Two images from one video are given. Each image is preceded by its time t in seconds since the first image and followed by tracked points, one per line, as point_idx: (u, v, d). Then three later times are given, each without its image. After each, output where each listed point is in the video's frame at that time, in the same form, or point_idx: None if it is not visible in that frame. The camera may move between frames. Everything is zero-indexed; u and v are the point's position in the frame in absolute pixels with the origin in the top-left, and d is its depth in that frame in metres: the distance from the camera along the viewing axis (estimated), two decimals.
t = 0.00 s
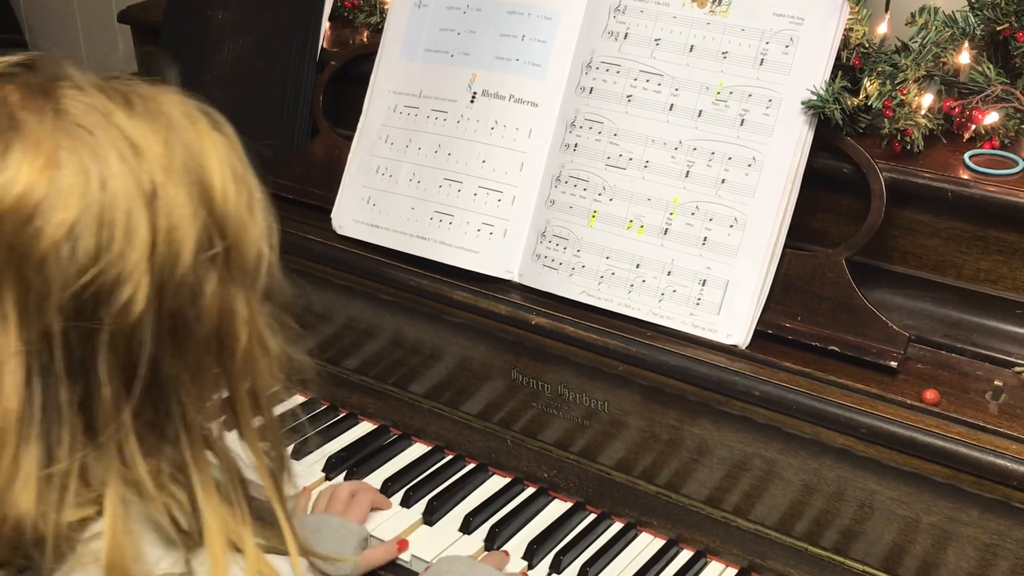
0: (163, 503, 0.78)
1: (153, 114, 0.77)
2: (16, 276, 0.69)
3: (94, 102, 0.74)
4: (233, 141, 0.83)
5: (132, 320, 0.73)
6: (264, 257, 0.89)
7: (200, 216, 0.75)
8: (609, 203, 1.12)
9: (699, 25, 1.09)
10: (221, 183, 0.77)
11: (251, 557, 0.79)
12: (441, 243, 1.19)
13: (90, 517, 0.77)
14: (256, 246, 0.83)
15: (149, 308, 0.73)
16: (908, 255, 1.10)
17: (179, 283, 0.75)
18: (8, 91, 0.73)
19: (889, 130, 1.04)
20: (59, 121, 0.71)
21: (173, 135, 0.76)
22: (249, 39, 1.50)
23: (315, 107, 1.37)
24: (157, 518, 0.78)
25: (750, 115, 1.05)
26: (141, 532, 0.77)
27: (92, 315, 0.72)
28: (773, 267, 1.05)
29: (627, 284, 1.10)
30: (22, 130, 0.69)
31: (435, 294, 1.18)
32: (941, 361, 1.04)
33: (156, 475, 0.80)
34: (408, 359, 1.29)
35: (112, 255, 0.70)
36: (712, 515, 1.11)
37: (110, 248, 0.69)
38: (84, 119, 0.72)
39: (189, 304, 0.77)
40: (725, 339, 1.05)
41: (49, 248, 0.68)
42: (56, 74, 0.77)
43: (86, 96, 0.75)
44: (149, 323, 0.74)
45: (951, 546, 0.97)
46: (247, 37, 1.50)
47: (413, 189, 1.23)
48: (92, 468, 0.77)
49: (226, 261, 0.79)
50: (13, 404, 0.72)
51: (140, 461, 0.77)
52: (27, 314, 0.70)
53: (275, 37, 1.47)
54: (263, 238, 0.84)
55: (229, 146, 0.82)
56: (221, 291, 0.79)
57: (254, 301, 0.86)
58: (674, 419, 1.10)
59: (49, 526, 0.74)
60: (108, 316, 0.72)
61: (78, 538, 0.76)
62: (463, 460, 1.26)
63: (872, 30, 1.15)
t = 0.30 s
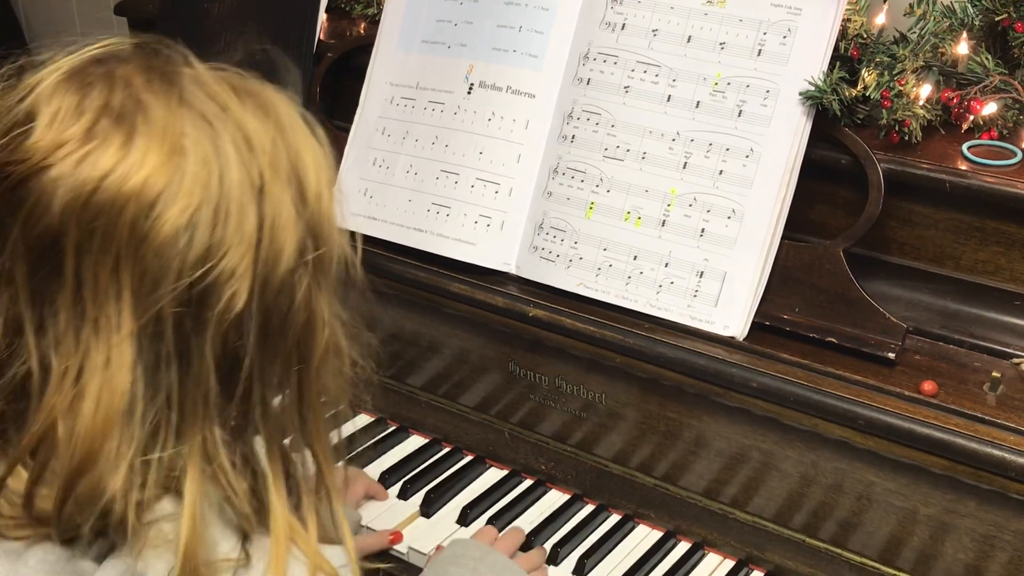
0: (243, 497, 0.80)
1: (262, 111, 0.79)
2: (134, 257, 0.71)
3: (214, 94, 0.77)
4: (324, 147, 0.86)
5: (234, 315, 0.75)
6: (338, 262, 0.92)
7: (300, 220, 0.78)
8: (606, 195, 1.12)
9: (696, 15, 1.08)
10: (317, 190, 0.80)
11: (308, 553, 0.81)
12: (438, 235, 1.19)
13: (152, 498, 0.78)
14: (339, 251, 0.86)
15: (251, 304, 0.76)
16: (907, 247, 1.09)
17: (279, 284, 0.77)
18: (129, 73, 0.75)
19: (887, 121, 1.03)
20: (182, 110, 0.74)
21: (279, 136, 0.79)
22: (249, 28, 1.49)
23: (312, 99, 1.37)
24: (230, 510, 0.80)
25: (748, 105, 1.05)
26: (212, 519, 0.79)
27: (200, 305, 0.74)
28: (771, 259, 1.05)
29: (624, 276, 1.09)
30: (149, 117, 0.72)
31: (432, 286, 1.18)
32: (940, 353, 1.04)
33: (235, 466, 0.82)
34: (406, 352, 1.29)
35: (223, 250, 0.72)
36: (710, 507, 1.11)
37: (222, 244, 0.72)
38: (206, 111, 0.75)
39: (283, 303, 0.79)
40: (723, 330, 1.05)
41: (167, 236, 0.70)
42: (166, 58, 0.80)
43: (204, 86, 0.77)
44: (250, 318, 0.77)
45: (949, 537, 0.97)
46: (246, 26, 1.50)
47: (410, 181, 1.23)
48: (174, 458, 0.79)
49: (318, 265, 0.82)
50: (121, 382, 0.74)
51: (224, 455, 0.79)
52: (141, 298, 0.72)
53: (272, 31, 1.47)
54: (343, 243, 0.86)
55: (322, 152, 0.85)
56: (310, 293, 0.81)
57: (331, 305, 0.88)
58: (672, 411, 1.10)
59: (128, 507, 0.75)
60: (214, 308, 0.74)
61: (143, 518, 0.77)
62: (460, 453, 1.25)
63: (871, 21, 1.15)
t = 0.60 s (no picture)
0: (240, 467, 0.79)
1: (266, 98, 0.81)
2: (142, 226, 0.70)
3: (222, 78, 0.78)
4: (323, 138, 0.87)
5: (235, 290, 0.74)
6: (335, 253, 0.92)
7: (300, 203, 0.78)
8: (606, 187, 1.12)
9: (697, 7, 1.08)
10: (316, 177, 0.81)
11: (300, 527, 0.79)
12: (438, 228, 1.19)
13: (147, 467, 0.75)
14: (335, 238, 0.86)
15: (253, 280, 0.75)
16: (907, 239, 1.09)
17: (280, 262, 0.77)
18: (142, 53, 0.77)
19: (887, 113, 1.04)
20: (190, 90, 0.75)
21: (281, 123, 0.80)
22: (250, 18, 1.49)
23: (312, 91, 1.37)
24: (224, 479, 0.78)
25: (748, 98, 1.05)
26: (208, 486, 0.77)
27: (204, 277, 0.73)
28: (771, 251, 1.05)
29: (624, 269, 1.09)
30: (160, 92, 0.73)
31: (432, 279, 1.18)
32: (941, 345, 1.04)
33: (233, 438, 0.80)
34: (406, 344, 1.29)
35: (227, 224, 0.73)
36: (709, 500, 1.11)
37: (226, 218, 0.73)
38: (215, 92, 0.76)
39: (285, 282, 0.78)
40: (723, 323, 1.04)
41: (173, 207, 0.71)
42: (175, 44, 0.81)
43: (212, 68, 0.79)
44: (253, 295, 0.76)
45: (948, 530, 0.97)
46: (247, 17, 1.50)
47: (410, 173, 1.23)
48: (169, 426, 0.76)
49: (314, 248, 0.82)
50: (129, 344, 0.72)
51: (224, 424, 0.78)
52: (148, 267, 0.71)
53: (278, 30, 1.47)
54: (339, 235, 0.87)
55: (321, 144, 0.86)
56: (310, 273, 0.81)
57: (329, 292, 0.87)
58: (672, 404, 1.10)
59: (126, 476, 0.73)
60: (218, 280, 0.73)
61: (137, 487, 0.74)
62: (460, 445, 1.26)
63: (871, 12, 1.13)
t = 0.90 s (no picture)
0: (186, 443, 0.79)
1: (205, 78, 0.80)
2: (83, 207, 0.71)
3: (158, 59, 0.78)
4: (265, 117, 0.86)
5: (178, 267, 0.74)
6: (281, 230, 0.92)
7: (242, 179, 0.78)
8: (610, 182, 1.11)
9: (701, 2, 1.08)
10: (259, 153, 0.81)
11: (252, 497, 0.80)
12: (442, 222, 1.19)
13: (96, 447, 0.76)
14: (280, 216, 0.86)
15: (195, 258, 0.76)
16: (911, 235, 1.09)
17: (223, 240, 0.77)
18: (78, 40, 0.77)
19: (891, 108, 1.03)
20: (126, 73, 0.75)
21: (222, 103, 0.79)
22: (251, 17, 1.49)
23: (315, 85, 1.37)
24: (172, 456, 0.78)
25: (752, 93, 1.05)
26: (154, 465, 0.78)
27: (146, 255, 0.73)
28: (775, 246, 1.05)
29: (628, 264, 1.09)
30: (96, 76, 0.73)
31: (435, 273, 1.18)
32: (944, 341, 1.04)
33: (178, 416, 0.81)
34: (409, 339, 1.29)
35: (167, 202, 0.73)
36: (713, 494, 1.11)
37: (166, 197, 0.73)
38: (152, 73, 0.76)
39: (228, 259, 0.78)
40: (726, 318, 1.04)
41: (113, 188, 0.71)
42: (115, 29, 0.81)
43: (149, 51, 0.78)
44: (196, 271, 0.76)
45: (952, 525, 0.97)
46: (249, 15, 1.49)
47: (414, 168, 1.23)
48: (112, 402, 0.77)
49: (259, 226, 0.82)
50: (71, 326, 0.73)
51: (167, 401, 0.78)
52: (91, 246, 0.72)
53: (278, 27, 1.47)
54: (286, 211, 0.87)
55: (264, 123, 0.85)
56: (253, 251, 0.81)
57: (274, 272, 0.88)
58: (675, 399, 1.10)
59: (70, 454, 0.74)
60: (160, 258, 0.74)
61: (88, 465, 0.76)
62: (464, 440, 1.26)
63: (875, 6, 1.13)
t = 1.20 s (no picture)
0: (152, 440, 0.80)
1: (156, 69, 0.81)
2: (36, 203, 0.73)
3: (106, 53, 0.79)
4: (219, 105, 0.88)
5: (137, 257, 0.77)
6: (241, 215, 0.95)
7: (196, 168, 0.81)
8: (616, 175, 1.11)
9: None
10: (214, 143, 0.83)
11: (223, 491, 0.81)
12: (449, 216, 1.19)
13: (59, 446, 0.77)
14: (240, 203, 0.89)
15: (153, 249, 0.79)
16: (918, 229, 1.09)
17: (180, 229, 0.80)
18: (25, 38, 0.78)
19: (900, 102, 1.03)
20: (74, 68, 0.76)
21: (175, 93, 0.81)
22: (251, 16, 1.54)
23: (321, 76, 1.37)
24: (138, 454, 0.79)
25: (759, 86, 1.05)
26: (121, 462, 0.78)
27: (102, 247, 0.76)
28: (782, 240, 1.05)
29: (634, 258, 1.09)
30: (43, 71, 0.75)
31: (442, 267, 1.18)
32: (950, 335, 1.04)
33: (144, 412, 0.82)
34: (414, 332, 1.29)
35: (121, 194, 0.75)
36: (718, 489, 1.11)
37: (120, 189, 0.75)
38: (101, 68, 0.77)
39: (185, 248, 0.81)
40: (733, 312, 1.04)
41: (66, 182, 0.73)
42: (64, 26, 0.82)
43: (98, 44, 0.79)
44: (155, 262, 0.80)
45: (958, 520, 0.97)
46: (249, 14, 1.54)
47: (420, 161, 1.23)
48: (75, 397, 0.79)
49: (218, 213, 0.85)
50: (29, 324, 0.75)
51: (131, 396, 0.80)
52: (44, 242, 0.75)
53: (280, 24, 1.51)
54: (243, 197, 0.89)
55: (219, 111, 0.87)
56: (213, 241, 0.84)
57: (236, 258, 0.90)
58: (681, 393, 1.10)
59: (32, 453, 0.75)
60: (116, 249, 0.76)
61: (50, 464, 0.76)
62: (469, 433, 1.26)
63: None
